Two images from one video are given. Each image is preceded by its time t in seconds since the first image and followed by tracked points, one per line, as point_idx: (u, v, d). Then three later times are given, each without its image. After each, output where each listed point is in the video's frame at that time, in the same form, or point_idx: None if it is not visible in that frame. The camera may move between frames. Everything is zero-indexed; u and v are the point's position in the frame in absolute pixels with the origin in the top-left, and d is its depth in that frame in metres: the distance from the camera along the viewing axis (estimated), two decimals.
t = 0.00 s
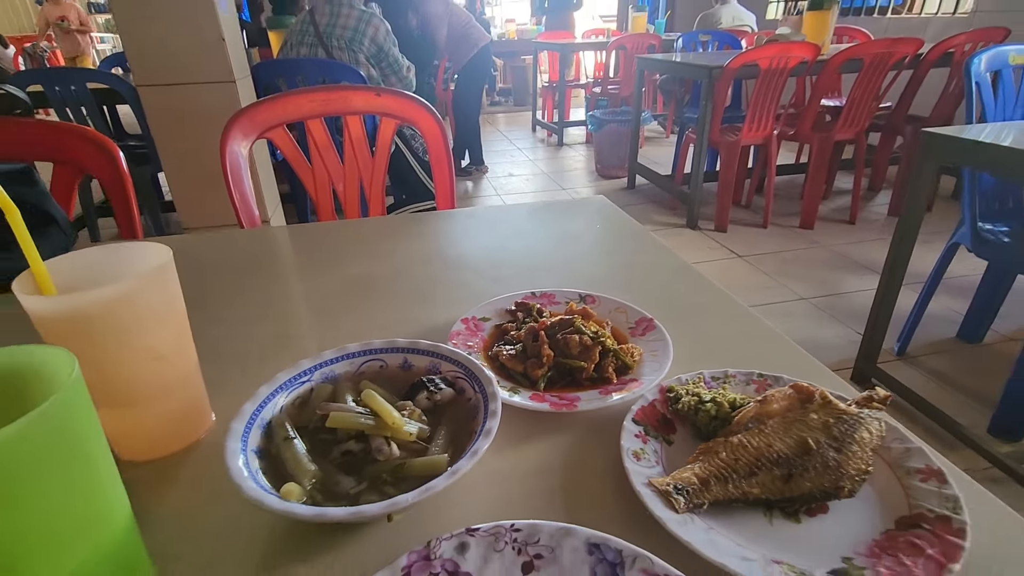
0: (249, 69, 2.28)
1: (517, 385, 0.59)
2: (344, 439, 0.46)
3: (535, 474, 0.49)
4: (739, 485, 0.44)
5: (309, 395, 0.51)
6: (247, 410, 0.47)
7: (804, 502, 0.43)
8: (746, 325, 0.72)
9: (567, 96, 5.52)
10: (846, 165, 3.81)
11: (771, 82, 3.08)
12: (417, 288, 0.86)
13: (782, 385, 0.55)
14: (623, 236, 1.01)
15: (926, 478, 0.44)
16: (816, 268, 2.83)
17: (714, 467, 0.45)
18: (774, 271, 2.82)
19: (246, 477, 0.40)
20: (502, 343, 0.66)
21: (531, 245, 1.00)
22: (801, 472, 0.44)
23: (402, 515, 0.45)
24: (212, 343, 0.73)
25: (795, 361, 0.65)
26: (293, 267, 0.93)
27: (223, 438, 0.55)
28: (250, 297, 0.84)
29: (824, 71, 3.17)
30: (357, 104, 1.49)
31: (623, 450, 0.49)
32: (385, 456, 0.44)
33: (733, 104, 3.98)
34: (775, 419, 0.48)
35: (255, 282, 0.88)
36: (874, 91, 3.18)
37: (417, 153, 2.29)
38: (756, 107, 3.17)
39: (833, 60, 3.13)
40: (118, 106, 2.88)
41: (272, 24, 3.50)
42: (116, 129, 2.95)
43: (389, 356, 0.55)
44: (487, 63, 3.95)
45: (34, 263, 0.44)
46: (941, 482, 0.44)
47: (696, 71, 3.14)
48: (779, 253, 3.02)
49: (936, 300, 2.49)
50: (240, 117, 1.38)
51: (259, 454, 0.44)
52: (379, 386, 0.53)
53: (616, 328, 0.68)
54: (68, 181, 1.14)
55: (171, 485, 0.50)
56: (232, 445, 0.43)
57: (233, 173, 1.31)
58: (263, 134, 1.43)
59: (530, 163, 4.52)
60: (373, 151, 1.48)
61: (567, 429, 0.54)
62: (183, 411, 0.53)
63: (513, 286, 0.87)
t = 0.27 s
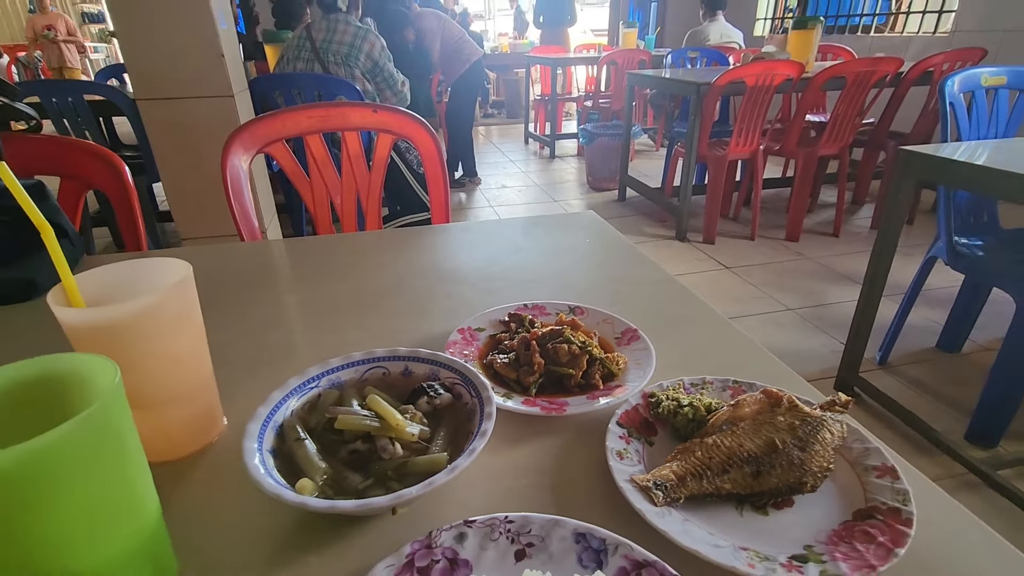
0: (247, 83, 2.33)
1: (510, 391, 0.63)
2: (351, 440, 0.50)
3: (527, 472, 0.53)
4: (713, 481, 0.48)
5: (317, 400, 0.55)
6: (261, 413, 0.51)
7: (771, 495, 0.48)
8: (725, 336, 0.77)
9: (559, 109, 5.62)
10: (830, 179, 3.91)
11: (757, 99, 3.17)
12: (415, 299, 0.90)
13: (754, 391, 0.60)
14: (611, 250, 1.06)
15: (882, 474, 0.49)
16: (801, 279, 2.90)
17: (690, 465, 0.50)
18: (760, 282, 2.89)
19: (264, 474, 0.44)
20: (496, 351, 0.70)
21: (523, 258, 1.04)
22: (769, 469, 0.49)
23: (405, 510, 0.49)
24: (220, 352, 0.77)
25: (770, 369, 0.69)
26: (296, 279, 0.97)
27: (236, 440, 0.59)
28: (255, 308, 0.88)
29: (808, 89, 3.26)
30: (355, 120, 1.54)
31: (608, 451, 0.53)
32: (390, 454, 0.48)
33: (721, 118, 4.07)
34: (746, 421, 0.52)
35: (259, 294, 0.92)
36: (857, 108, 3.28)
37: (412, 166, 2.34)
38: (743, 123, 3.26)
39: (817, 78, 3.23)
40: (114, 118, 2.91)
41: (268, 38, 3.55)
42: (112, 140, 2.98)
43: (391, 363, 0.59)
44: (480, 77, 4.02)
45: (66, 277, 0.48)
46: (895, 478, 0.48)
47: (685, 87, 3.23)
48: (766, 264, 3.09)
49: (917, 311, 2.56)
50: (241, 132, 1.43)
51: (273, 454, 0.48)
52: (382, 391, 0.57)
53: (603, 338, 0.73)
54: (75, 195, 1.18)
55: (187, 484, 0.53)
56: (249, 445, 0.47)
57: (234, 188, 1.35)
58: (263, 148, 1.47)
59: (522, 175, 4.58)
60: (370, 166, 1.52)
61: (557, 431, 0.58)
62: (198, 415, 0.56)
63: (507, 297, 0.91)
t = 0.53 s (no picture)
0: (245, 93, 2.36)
1: (503, 393, 0.65)
2: (349, 439, 0.51)
3: (519, 471, 0.55)
4: (697, 478, 0.50)
5: (316, 401, 0.57)
6: (261, 414, 0.52)
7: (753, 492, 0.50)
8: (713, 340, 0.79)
9: (553, 118, 5.67)
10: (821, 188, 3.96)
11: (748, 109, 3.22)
12: (411, 305, 0.92)
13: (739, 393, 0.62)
14: (603, 257, 1.08)
15: (860, 472, 0.51)
16: (793, 287, 2.94)
17: (676, 463, 0.51)
18: (752, 289, 2.92)
19: (264, 472, 0.46)
20: (489, 355, 0.72)
21: (517, 265, 1.06)
22: (751, 467, 0.51)
23: (401, 507, 0.51)
24: (219, 357, 0.78)
25: (755, 372, 0.72)
26: (293, 285, 0.99)
27: (235, 441, 0.60)
28: (253, 314, 0.90)
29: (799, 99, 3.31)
30: (351, 129, 1.56)
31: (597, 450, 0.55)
32: (386, 453, 0.49)
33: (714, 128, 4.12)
34: (730, 421, 0.54)
35: (257, 300, 0.94)
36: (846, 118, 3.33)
37: (407, 174, 2.37)
38: (734, 132, 3.30)
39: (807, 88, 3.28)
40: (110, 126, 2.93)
41: (266, 48, 3.59)
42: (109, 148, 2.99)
43: (387, 366, 0.61)
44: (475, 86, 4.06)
45: (71, 281, 0.49)
46: (872, 475, 0.50)
47: (677, 97, 3.27)
48: (758, 272, 3.13)
49: (906, 317, 2.60)
50: (238, 141, 1.45)
51: (273, 453, 0.50)
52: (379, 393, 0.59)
53: (594, 342, 0.75)
54: (75, 203, 1.19)
55: (188, 484, 0.55)
56: (250, 444, 0.48)
57: (231, 195, 1.37)
58: (261, 157, 1.49)
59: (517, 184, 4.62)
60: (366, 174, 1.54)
61: (549, 432, 0.60)
62: (199, 416, 0.58)
63: (501, 303, 0.93)
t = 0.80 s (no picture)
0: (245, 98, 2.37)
1: (502, 394, 0.66)
2: (349, 439, 0.52)
3: (518, 471, 0.55)
4: (693, 477, 0.51)
5: (315, 401, 0.57)
6: (262, 414, 0.53)
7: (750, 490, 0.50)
8: (710, 343, 0.80)
9: (552, 123, 5.69)
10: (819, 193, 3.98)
11: (746, 114, 3.24)
12: (410, 308, 0.93)
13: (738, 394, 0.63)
14: (601, 261, 1.09)
15: (854, 471, 0.52)
16: (792, 291, 2.95)
17: (672, 462, 0.52)
18: (751, 293, 2.93)
19: (265, 470, 0.46)
20: (489, 356, 0.73)
21: (517, 268, 1.07)
22: (748, 466, 0.51)
23: (401, 505, 0.51)
24: (219, 359, 0.79)
25: (751, 374, 0.73)
26: (294, 289, 0.99)
27: (237, 441, 0.61)
28: (254, 317, 0.90)
29: (797, 105, 3.34)
30: (351, 134, 1.57)
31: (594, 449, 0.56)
32: (386, 452, 0.50)
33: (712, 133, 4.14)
34: (726, 421, 0.55)
35: (258, 303, 0.95)
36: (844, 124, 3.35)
37: (407, 178, 2.38)
38: (732, 138, 3.32)
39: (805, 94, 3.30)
40: (109, 131, 2.94)
41: (266, 53, 3.60)
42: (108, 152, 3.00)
43: (387, 367, 0.62)
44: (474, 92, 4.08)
45: (76, 282, 0.50)
46: (866, 474, 0.51)
47: (676, 102, 3.29)
48: (757, 276, 3.14)
49: (904, 322, 2.61)
50: (238, 145, 1.46)
51: (274, 452, 0.50)
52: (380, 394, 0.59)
53: (592, 344, 0.75)
54: (75, 206, 1.20)
55: (190, 483, 0.55)
56: (250, 443, 0.49)
57: (231, 199, 1.38)
58: (260, 161, 1.50)
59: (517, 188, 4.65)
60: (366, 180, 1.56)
61: (547, 432, 0.60)
62: (201, 417, 0.58)
63: (500, 305, 0.94)
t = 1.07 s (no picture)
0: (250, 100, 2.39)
1: (505, 393, 0.65)
2: (351, 436, 0.52)
3: (520, 469, 0.55)
4: (697, 476, 0.51)
5: (318, 399, 0.57)
6: (265, 411, 0.53)
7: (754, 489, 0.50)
8: (713, 343, 0.80)
9: (557, 126, 5.70)
10: (824, 195, 3.97)
11: (750, 117, 3.24)
12: (413, 307, 0.93)
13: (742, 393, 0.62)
14: (605, 261, 1.09)
15: (858, 469, 0.51)
16: (797, 294, 2.93)
17: (676, 460, 0.52)
18: (756, 296, 2.92)
19: (267, 466, 0.46)
20: (492, 355, 0.73)
21: (521, 268, 1.07)
22: (752, 464, 0.51)
23: (402, 502, 0.51)
24: (223, 358, 0.79)
25: (756, 374, 0.72)
26: (297, 289, 1.00)
27: (240, 438, 0.61)
28: (257, 316, 0.91)
29: (801, 108, 3.33)
30: (356, 136, 1.58)
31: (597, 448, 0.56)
32: (388, 449, 0.50)
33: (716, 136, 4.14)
34: (730, 420, 0.55)
35: (262, 302, 0.95)
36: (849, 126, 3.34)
37: (411, 181, 2.39)
38: (737, 140, 3.32)
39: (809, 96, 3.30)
40: (115, 134, 2.95)
41: (271, 57, 3.62)
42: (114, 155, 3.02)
43: (390, 365, 0.62)
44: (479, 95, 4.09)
45: (81, 278, 0.50)
46: (871, 473, 0.51)
47: (680, 104, 3.29)
48: (762, 279, 3.13)
49: (911, 325, 2.60)
50: (244, 147, 1.47)
51: (276, 448, 0.50)
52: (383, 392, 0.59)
53: (595, 343, 0.75)
54: (81, 207, 1.21)
55: (194, 480, 0.55)
56: (252, 439, 0.49)
57: (236, 200, 1.39)
58: (266, 163, 1.51)
59: (521, 190, 4.66)
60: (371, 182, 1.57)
61: (549, 430, 0.60)
62: (205, 414, 0.58)
63: (504, 305, 0.94)
